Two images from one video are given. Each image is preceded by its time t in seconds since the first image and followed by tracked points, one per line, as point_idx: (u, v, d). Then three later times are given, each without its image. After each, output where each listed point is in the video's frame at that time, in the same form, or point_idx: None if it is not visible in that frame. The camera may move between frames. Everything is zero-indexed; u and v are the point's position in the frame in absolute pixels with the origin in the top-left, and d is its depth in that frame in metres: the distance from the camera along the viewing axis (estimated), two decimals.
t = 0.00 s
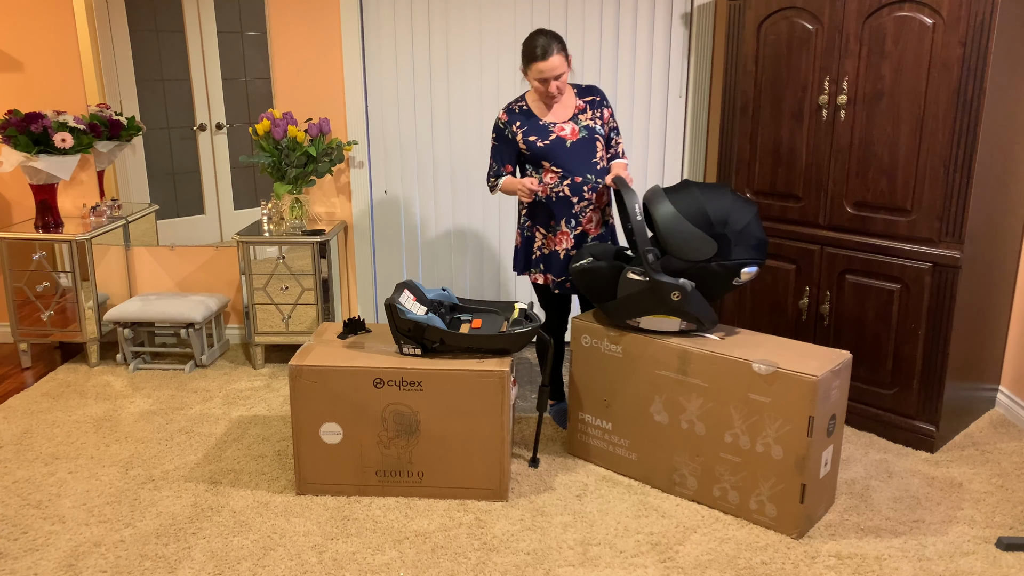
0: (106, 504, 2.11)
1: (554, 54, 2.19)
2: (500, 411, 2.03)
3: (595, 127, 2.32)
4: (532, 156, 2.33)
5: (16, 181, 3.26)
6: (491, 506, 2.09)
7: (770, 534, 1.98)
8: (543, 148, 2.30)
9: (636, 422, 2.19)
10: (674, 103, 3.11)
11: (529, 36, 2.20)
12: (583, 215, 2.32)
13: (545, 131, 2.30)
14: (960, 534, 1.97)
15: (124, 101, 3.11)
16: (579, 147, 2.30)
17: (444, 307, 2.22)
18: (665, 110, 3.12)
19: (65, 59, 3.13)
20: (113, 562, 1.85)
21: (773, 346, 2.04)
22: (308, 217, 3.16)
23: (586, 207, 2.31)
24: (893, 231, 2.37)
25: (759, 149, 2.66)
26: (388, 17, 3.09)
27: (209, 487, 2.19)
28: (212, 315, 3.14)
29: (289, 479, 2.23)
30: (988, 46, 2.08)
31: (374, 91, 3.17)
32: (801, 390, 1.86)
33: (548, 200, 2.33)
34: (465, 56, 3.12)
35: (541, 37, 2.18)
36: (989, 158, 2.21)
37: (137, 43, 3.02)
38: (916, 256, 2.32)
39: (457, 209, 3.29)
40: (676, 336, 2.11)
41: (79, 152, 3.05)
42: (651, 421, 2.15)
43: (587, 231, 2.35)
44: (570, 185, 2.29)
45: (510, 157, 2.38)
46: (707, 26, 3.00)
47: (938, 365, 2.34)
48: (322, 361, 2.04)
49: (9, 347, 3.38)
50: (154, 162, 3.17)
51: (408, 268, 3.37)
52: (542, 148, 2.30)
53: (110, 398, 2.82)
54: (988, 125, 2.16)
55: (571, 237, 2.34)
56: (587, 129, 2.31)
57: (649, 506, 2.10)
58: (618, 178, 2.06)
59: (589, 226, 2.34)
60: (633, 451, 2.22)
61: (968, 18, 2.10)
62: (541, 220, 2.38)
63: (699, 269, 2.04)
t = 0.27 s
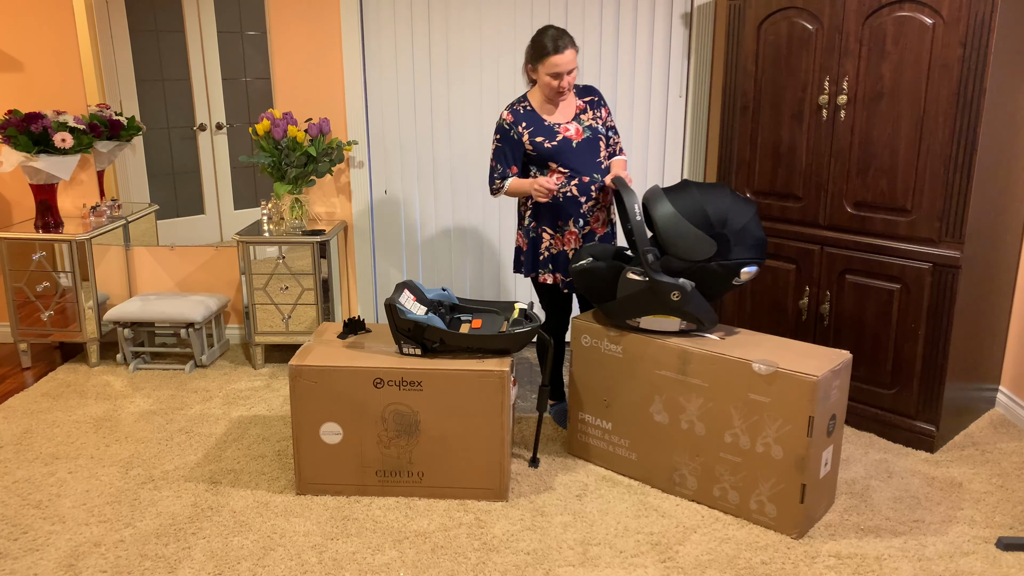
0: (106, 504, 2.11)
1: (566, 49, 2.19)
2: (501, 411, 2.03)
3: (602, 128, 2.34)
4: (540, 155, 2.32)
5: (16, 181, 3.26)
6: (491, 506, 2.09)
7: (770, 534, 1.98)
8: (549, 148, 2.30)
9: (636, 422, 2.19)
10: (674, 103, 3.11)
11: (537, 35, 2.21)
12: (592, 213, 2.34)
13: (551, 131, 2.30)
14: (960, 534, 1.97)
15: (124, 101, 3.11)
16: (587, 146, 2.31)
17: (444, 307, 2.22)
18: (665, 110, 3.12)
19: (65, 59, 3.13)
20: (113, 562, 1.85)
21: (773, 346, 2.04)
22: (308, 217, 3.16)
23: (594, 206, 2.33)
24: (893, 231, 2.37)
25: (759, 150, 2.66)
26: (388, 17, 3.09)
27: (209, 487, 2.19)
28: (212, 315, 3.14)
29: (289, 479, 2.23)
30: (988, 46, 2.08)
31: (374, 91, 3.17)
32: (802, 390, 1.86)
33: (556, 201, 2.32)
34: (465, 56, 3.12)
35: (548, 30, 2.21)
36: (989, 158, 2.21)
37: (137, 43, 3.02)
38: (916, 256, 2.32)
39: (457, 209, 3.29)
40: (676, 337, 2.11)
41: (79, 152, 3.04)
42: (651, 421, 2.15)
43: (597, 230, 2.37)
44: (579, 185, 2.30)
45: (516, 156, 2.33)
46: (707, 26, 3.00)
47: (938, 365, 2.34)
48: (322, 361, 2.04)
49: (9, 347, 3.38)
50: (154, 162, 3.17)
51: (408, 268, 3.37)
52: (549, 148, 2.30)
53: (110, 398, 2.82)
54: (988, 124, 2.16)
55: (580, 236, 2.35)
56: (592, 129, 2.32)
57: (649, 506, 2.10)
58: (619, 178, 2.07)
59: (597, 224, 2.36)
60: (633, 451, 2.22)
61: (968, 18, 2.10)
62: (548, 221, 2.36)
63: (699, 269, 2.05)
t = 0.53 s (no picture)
0: (106, 504, 2.11)
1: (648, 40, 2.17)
2: (501, 411, 2.03)
3: (669, 141, 2.24)
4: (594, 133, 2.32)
5: (16, 181, 3.26)
6: (491, 506, 2.09)
7: (770, 534, 1.98)
8: (632, 140, 2.28)
9: (636, 422, 2.19)
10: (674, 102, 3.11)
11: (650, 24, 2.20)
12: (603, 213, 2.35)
13: (643, 125, 2.26)
14: (960, 534, 1.97)
15: (124, 101, 3.11)
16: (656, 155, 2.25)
17: (444, 307, 2.22)
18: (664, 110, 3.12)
19: (65, 58, 3.13)
20: (113, 562, 1.85)
21: (773, 346, 2.04)
22: (308, 217, 3.16)
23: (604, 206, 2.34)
24: (893, 231, 2.37)
25: (759, 150, 2.66)
26: (388, 18, 3.09)
27: (209, 487, 2.19)
28: (212, 315, 3.14)
29: (289, 479, 2.23)
30: (987, 46, 2.08)
31: (374, 91, 3.17)
32: (802, 390, 1.86)
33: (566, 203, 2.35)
34: (465, 55, 3.12)
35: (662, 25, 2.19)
36: (989, 158, 2.21)
37: (137, 42, 3.02)
38: (916, 257, 2.32)
39: (457, 209, 3.29)
40: (676, 337, 2.11)
41: (79, 152, 3.04)
42: (651, 421, 2.16)
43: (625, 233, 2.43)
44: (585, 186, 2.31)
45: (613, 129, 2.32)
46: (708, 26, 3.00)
47: (938, 365, 2.34)
48: (322, 361, 2.04)
49: (9, 347, 3.38)
50: (154, 162, 3.17)
51: (408, 268, 3.38)
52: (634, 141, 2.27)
53: (110, 398, 2.82)
54: (988, 125, 2.16)
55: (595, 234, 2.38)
56: (638, 125, 2.27)
57: (649, 506, 2.10)
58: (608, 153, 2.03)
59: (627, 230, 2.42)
60: (633, 450, 2.22)
61: (968, 18, 2.10)
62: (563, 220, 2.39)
63: (688, 244, 1.98)
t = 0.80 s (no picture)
0: (106, 504, 2.11)
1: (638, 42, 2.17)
2: (501, 411, 2.03)
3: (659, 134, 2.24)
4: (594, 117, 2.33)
5: (16, 181, 3.26)
6: (491, 506, 2.09)
7: (770, 534, 1.98)
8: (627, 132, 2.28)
9: (636, 422, 2.19)
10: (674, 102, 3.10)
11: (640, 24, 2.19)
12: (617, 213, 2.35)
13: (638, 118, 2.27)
14: (960, 534, 1.97)
15: (124, 101, 3.11)
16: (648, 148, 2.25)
17: (444, 307, 2.22)
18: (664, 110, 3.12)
19: (64, 58, 3.13)
20: (113, 562, 1.85)
21: (773, 346, 2.04)
22: (308, 217, 3.16)
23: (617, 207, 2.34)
24: (893, 231, 2.37)
25: (759, 150, 2.66)
26: (388, 18, 3.09)
27: (209, 487, 2.19)
28: (212, 315, 3.14)
29: (289, 479, 2.23)
30: (988, 46, 2.08)
31: (374, 91, 3.17)
32: (801, 390, 1.86)
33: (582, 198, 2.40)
34: (465, 55, 3.12)
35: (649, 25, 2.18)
36: (989, 158, 2.21)
37: (137, 42, 3.02)
38: (916, 257, 2.32)
39: (457, 209, 3.29)
40: (677, 337, 2.11)
41: (79, 152, 3.04)
42: (651, 421, 2.15)
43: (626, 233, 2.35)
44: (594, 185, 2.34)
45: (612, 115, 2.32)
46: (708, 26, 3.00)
47: (938, 365, 2.34)
48: (322, 361, 2.04)
49: (9, 347, 3.38)
50: (154, 162, 3.17)
51: (408, 268, 3.37)
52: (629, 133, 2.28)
53: (110, 398, 2.82)
54: (988, 125, 2.16)
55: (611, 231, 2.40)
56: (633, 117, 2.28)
57: (649, 506, 2.10)
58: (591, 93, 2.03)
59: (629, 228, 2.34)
60: (633, 451, 2.22)
61: (968, 18, 2.10)
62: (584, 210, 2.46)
63: (660, 188, 2.00)
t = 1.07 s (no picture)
0: (106, 504, 2.11)
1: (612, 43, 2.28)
2: (501, 411, 2.03)
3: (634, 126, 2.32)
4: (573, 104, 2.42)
5: (16, 181, 3.26)
6: (491, 505, 2.09)
7: (770, 534, 1.98)
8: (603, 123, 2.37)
9: (636, 422, 2.19)
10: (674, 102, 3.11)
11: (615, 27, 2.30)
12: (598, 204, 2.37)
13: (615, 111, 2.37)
14: (960, 534, 1.97)
15: (124, 101, 3.11)
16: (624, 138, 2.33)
17: (444, 307, 2.22)
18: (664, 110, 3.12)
19: (64, 59, 3.13)
20: (113, 562, 1.85)
21: (773, 346, 2.04)
22: (308, 217, 3.16)
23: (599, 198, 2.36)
24: (893, 231, 2.37)
25: (759, 150, 2.67)
26: (388, 19, 3.09)
27: (209, 487, 2.19)
28: (212, 315, 3.14)
29: (289, 479, 2.23)
30: (988, 46, 2.08)
31: (374, 91, 3.17)
32: (801, 390, 1.86)
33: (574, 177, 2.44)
34: (465, 55, 3.12)
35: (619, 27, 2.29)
36: (989, 158, 2.21)
37: (137, 42, 3.02)
38: (916, 257, 2.32)
39: (457, 209, 3.29)
40: (676, 337, 2.11)
41: (79, 152, 3.04)
42: (651, 421, 2.16)
43: (602, 221, 2.39)
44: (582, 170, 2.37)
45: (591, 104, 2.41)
46: (707, 26, 3.01)
47: (938, 365, 2.34)
48: (322, 361, 2.04)
49: (9, 347, 3.38)
50: (154, 162, 3.17)
51: (408, 268, 3.37)
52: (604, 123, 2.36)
53: (110, 398, 2.82)
54: (988, 125, 2.16)
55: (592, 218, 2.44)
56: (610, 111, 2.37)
57: (649, 506, 2.10)
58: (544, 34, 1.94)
59: (604, 215, 2.38)
60: (633, 451, 2.23)
61: (968, 18, 2.10)
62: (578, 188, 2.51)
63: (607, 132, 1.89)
